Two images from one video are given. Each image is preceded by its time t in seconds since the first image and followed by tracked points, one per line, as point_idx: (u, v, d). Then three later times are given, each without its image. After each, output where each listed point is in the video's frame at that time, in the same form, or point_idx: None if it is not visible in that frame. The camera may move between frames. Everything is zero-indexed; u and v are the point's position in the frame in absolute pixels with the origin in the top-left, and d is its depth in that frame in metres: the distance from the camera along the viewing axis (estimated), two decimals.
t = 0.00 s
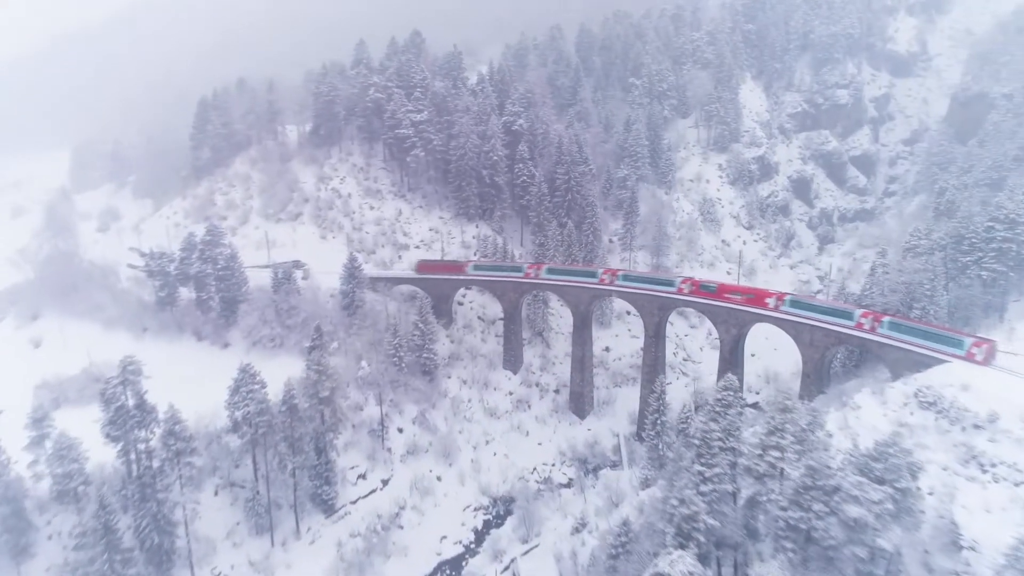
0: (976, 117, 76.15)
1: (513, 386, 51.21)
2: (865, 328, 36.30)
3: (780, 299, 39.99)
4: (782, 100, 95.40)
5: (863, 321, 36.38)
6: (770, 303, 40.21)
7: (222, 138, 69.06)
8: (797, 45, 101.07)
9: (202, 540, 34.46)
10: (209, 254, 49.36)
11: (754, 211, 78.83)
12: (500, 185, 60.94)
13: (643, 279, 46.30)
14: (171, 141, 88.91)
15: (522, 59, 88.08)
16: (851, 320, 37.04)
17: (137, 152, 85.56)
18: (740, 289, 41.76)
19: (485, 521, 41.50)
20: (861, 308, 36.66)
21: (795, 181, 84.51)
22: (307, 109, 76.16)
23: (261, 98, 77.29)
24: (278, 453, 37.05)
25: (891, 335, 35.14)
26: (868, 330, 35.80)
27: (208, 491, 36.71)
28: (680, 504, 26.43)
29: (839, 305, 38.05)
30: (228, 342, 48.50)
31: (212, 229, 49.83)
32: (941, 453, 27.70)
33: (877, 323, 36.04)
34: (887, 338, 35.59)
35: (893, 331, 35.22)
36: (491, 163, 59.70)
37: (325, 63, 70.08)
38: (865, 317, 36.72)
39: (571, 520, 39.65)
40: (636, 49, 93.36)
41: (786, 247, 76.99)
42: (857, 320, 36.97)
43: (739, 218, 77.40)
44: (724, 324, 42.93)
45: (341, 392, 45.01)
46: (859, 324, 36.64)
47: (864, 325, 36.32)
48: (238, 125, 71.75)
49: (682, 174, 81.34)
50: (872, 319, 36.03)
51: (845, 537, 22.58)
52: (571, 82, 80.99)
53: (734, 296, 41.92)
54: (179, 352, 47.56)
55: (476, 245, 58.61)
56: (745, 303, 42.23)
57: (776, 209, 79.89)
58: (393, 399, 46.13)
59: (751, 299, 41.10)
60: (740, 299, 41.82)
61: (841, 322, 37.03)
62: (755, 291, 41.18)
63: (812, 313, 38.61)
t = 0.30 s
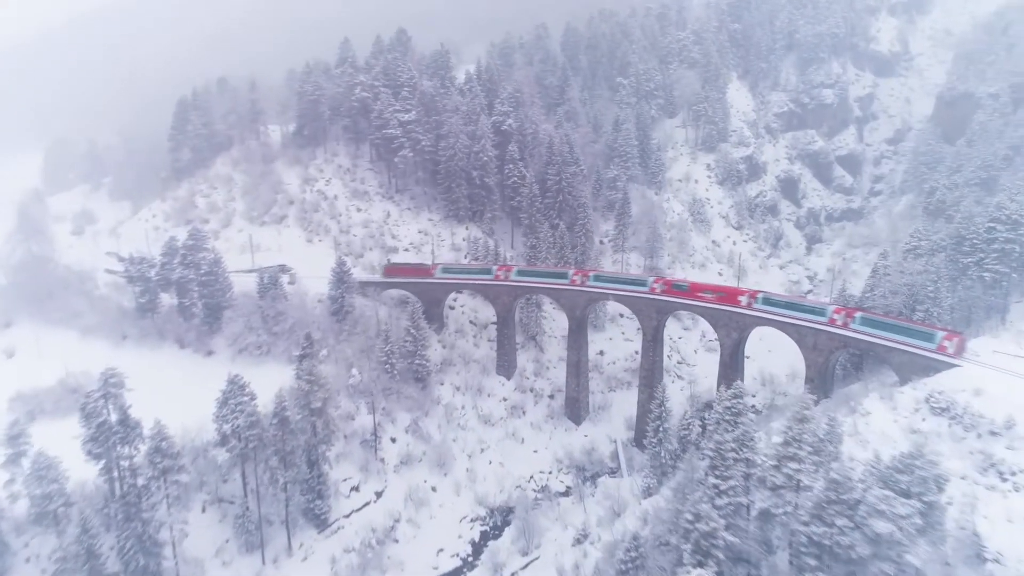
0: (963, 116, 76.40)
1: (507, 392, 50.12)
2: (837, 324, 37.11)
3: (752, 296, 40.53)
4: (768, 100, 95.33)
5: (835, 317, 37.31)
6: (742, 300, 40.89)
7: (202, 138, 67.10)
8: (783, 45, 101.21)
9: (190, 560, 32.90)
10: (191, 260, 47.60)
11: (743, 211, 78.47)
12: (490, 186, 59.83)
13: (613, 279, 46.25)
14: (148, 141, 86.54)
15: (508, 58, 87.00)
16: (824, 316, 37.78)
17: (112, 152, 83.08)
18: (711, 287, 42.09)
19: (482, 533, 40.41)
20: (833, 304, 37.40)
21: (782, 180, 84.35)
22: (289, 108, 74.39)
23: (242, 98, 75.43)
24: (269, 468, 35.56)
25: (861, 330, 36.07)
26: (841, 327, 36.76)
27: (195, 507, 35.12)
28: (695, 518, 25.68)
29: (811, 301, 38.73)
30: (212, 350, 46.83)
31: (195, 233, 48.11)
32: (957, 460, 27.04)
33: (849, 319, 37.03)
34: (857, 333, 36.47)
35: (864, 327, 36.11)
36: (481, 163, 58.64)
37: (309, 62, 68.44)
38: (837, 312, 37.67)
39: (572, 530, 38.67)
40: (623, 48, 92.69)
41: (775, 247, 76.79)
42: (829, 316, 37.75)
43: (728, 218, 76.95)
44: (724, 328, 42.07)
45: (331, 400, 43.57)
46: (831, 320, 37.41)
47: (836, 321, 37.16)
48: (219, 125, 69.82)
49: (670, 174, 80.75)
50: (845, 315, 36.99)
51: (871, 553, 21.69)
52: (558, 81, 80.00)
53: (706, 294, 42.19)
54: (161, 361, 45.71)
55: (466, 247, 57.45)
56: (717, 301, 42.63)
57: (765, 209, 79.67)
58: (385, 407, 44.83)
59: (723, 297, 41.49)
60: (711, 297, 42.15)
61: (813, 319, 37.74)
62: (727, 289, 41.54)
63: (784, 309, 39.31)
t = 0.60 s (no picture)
0: (953, 112, 76.39)
1: (504, 395, 49.10)
2: (813, 317, 37.60)
3: (728, 292, 40.83)
4: (758, 96, 94.92)
5: (810, 310, 37.71)
6: (718, 295, 41.10)
7: (185, 136, 65.13)
8: (772, 41, 100.90)
9: None
10: (176, 262, 45.73)
11: (735, 207, 77.99)
12: (483, 184, 58.69)
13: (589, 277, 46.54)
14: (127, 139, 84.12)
15: (497, 52, 85.65)
16: (799, 310, 38.21)
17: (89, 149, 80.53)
18: (686, 284, 42.26)
19: (483, 540, 39.40)
20: (808, 297, 37.88)
21: (773, 176, 83.94)
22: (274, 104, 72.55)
23: (225, 94, 73.47)
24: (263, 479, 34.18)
25: (837, 322, 36.67)
26: (816, 319, 37.21)
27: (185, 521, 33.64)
28: (713, 530, 25.11)
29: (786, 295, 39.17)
30: (199, 355, 45.25)
31: (180, 233, 46.31)
32: (977, 466, 26.37)
33: (824, 312, 37.44)
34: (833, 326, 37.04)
35: (839, 319, 36.73)
36: (473, 161, 57.46)
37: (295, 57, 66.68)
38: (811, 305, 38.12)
39: (576, 537, 37.75)
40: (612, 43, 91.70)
41: (767, 244, 76.42)
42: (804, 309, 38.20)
43: (721, 215, 76.32)
44: (727, 328, 41.26)
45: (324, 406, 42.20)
46: (806, 313, 37.84)
47: (811, 314, 37.62)
48: (202, 122, 67.85)
49: (662, 170, 79.96)
50: (819, 308, 37.40)
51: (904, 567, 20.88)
52: (549, 77, 78.82)
53: (681, 290, 42.35)
54: (146, 368, 43.97)
55: (459, 246, 56.26)
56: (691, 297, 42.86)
57: (757, 206, 79.29)
58: (380, 412, 43.60)
59: (698, 293, 41.65)
60: (686, 293, 42.31)
61: (789, 312, 38.15)
62: (701, 285, 41.66)
63: (758, 304, 39.74)
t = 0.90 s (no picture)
0: (948, 101, 75.98)
1: (504, 392, 48.06)
2: (790, 305, 38.18)
3: (705, 281, 41.21)
4: (751, 86, 94.21)
5: (787, 299, 38.23)
6: (694, 286, 41.36)
7: (170, 127, 63.16)
8: (764, 30, 100.05)
9: None
10: (164, 258, 43.90)
11: (730, 199, 77.31)
12: (478, 176, 57.51)
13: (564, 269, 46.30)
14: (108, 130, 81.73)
15: (488, 41, 84.08)
16: (776, 299, 38.76)
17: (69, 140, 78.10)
18: (664, 275, 42.63)
19: (486, 542, 38.65)
20: (785, 285, 38.44)
21: (767, 167, 83.32)
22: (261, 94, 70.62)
23: (210, 85, 71.43)
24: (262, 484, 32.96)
25: (814, 310, 37.30)
26: (793, 308, 37.73)
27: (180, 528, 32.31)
28: (736, 538, 23.85)
29: (762, 285, 39.71)
30: (190, 354, 43.80)
31: (167, 228, 44.60)
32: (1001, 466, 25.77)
33: (801, 300, 38.01)
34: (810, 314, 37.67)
35: (816, 307, 37.36)
36: (468, 153, 56.27)
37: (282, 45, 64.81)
38: (788, 294, 38.66)
39: (582, 538, 36.95)
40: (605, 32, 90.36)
41: (761, 235, 75.85)
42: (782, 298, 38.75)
43: (716, 207, 75.55)
44: (734, 324, 40.41)
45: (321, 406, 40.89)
46: (784, 301, 38.38)
47: (789, 302, 38.19)
48: (187, 112, 65.83)
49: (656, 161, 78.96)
50: (796, 297, 37.93)
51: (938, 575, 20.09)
52: (542, 66, 77.42)
53: (658, 281, 42.73)
54: (135, 368, 42.38)
55: (455, 240, 55.06)
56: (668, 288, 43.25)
57: (752, 197, 78.69)
58: (378, 412, 42.40)
59: (675, 284, 42.04)
60: (664, 284, 42.70)
61: (767, 301, 38.70)
62: (679, 276, 42.11)
63: (736, 294, 40.26)
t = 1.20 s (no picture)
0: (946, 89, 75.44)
1: (505, 387, 47.09)
2: (768, 293, 38.40)
3: (682, 271, 41.16)
4: (746, 73, 93.32)
5: (765, 287, 38.55)
6: (672, 276, 41.52)
7: (155, 116, 61.17)
8: (759, 16, 99.06)
9: None
10: (153, 252, 42.29)
11: (727, 188, 76.50)
12: (475, 165, 56.27)
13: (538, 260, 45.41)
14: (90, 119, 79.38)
15: (481, 27, 82.39)
16: (754, 287, 38.92)
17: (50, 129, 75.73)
18: (641, 264, 42.37)
19: (491, 543, 37.83)
20: (764, 273, 38.60)
21: (764, 155, 82.55)
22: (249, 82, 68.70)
23: (196, 72, 69.35)
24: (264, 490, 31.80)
25: (792, 298, 37.61)
26: (772, 296, 38.12)
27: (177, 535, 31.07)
28: (762, 543, 22.93)
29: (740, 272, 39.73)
30: (181, 352, 42.35)
31: (156, 221, 42.98)
32: None
33: (779, 287, 38.40)
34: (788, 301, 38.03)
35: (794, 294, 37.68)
36: (465, 142, 54.98)
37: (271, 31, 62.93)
38: (765, 282, 38.83)
39: (590, 539, 36.20)
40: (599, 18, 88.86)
41: (758, 225, 75.22)
42: (759, 286, 38.93)
43: (713, 196, 74.73)
44: (742, 317, 39.60)
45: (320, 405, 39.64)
46: (762, 290, 38.59)
47: (767, 290, 38.39)
48: (173, 100, 63.80)
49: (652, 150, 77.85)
50: (774, 285, 38.28)
51: None
52: (536, 53, 75.92)
53: (636, 271, 42.50)
54: (125, 366, 40.82)
55: (452, 232, 53.87)
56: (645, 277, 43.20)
57: (748, 186, 77.99)
58: (378, 410, 41.27)
59: (653, 273, 41.94)
60: (642, 274, 42.52)
61: (745, 290, 38.79)
62: (657, 266, 42.01)
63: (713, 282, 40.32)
